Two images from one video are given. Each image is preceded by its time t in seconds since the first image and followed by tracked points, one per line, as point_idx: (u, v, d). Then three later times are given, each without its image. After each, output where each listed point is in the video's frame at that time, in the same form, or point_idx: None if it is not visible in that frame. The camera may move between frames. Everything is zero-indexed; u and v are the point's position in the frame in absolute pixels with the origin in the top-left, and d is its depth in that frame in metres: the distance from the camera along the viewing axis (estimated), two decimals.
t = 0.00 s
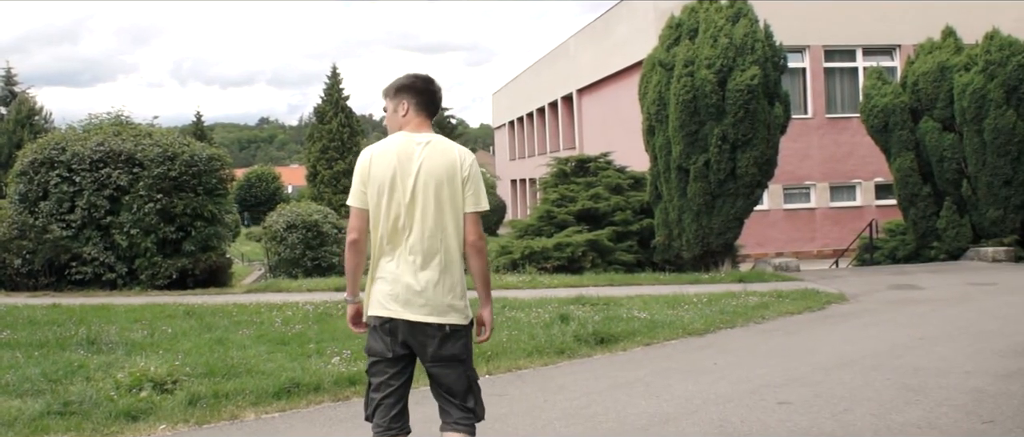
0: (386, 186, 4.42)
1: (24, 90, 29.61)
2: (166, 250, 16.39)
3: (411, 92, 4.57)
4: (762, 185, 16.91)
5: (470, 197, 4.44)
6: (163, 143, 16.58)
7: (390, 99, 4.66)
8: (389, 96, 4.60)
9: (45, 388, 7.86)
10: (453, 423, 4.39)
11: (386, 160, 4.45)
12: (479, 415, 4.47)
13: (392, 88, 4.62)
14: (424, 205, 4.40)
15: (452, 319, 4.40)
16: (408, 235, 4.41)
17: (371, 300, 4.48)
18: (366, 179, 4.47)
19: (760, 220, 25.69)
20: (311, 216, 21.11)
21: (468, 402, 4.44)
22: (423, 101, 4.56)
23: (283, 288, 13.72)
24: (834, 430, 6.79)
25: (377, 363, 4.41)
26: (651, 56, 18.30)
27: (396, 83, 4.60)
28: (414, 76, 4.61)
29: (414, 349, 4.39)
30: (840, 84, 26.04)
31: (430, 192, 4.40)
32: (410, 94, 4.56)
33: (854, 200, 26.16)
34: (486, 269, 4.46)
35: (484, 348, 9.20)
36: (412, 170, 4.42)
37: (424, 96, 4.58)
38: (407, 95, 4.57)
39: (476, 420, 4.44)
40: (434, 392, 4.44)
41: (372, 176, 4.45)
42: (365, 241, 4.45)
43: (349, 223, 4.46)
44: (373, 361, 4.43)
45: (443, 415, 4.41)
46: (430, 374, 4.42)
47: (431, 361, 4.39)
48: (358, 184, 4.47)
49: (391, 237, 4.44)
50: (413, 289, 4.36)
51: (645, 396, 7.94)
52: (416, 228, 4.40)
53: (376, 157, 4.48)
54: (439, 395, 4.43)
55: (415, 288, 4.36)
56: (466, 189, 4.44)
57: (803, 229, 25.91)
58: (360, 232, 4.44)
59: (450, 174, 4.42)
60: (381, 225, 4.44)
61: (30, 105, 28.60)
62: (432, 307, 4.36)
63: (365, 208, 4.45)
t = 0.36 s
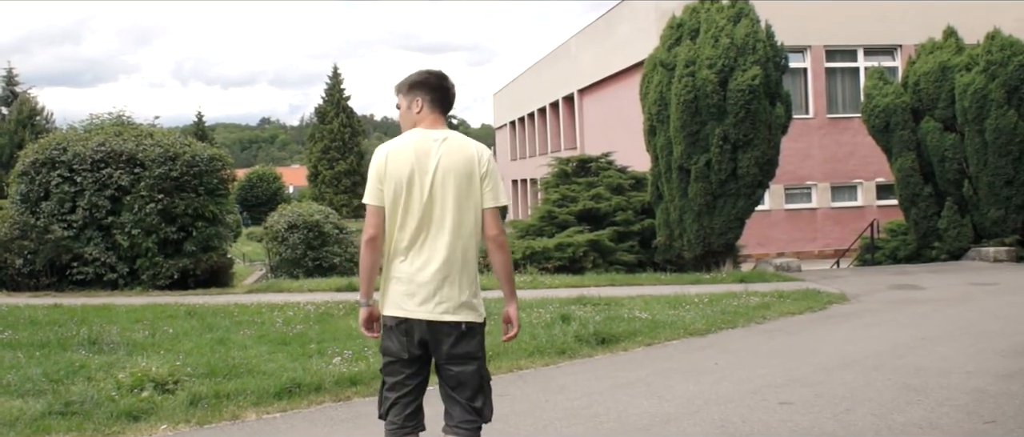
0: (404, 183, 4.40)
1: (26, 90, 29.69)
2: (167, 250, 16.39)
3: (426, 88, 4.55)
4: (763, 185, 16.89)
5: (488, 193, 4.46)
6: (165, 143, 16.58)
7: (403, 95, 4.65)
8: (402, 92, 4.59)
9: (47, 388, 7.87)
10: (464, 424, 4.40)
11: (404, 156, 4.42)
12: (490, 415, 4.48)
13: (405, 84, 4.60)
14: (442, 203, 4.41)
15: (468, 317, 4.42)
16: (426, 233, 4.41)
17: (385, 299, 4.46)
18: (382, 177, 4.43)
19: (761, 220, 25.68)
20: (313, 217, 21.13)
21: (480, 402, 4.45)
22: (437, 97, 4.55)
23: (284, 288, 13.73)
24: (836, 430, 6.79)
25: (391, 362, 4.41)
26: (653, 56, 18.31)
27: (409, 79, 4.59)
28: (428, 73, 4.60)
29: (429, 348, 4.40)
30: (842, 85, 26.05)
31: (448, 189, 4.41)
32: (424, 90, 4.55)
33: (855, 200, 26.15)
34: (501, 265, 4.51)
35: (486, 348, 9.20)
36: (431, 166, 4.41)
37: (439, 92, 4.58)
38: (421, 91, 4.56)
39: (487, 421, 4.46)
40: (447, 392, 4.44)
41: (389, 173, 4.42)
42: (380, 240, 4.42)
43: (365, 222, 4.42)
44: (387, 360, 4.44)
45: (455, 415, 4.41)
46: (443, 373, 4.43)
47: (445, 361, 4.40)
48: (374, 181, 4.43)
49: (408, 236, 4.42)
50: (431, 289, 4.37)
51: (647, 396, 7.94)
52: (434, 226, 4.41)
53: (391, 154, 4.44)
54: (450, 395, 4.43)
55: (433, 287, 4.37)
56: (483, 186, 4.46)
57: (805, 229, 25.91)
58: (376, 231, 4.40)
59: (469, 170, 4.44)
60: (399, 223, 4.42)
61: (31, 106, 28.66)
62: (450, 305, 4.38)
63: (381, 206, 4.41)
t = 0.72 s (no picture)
0: (417, 181, 4.40)
1: (27, 90, 29.71)
2: (168, 251, 16.39)
3: (433, 87, 4.55)
4: (764, 185, 16.87)
5: (500, 193, 4.52)
6: (165, 143, 16.59)
7: (408, 93, 4.63)
8: (408, 91, 4.56)
9: (47, 388, 7.88)
10: (468, 425, 4.40)
11: (417, 153, 4.42)
12: (494, 416, 4.49)
13: (411, 83, 4.59)
14: (456, 202, 4.43)
15: (480, 317, 4.44)
16: (437, 233, 4.42)
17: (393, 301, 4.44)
18: (394, 174, 4.41)
19: (762, 220, 25.69)
20: (313, 217, 21.15)
21: (484, 402, 4.45)
22: (445, 97, 4.55)
23: (284, 288, 13.74)
24: (836, 430, 6.79)
25: (400, 364, 4.39)
26: (653, 56, 18.32)
27: (415, 78, 4.57)
28: (433, 71, 4.59)
29: (437, 349, 4.39)
30: (842, 85, 26.04)
31: (463, 187, 4.45)
32: (431, 90, 4.55)
33: (855, 200, 26.14)
34: (511, 264, 4.56)
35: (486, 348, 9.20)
36: (444, 163, 4.43)
37: (445, 91, 4.58)
38: (428, 91, 4.56)
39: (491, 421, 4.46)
40: (452, 393, 4.43)
41: (401, 170, 4.41)
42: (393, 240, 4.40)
43: (377, 221, 4.39)
44: (395, 361, 4.42)
45: (458, 416, 4.41)
46: (450, 374, 4.42)
47: (454, 362, 4.40)
48: (387, 180, 4.41)
49: (421, 236, 4.42)
50: (444, 288, 4.39)
51: (647, 396, 7.94)
52: (446, 225, 4.42)
53: (405, 152, 4.42)
54: (454, 395, 4.42)
55: (446, 287, 4.38)
56: (494, 185, 4.52)
57: (806, 229, 25.91)
58: (387, 230, 4.38)
59: (482, 169, 4.49)
60: (410, 222, 4.41)
61: (31, 107, 28.69)
62: (464, 305, 4.40)
63: (392, 205, 4.40)
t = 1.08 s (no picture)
0: (425, 181, 4.40)
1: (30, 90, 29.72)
2: (171, 251, 16.41)
3: (427, 89, 4.55)
4: (766, 185, 16.87)
5: (500, 192, 4.60)
6: (168, 143, 16.61)
7: (399, 93, 4.60)
8: (402, 92, 4.54)
9: (51, 388, 7.89)
10: (469, 426, 4.41)
11: (423, 151, 4.42)
12: (490, 415, 4.53)
13: (403, 84, 4.56)
14: (463, 201, 4.46)
15: (483, 317, 4.48)
16: (444, 234, 4.42)
17: (397, 304, 4.38)
18: (401, 173, 4.39)
19: (764, 219, 25.66)
20: (316, 217, 21.13)
21: (480, 401, 4.49)
22: (439, 98, 4.57)
23: (287, 288, 13.74)
24: (839, 430, 6.79)
25: (401, 367, 4.36)
26: (656, 57, 18.36)
27: (410, 79, 4.55)
28: (426, 73, 4.59)
29: (439, 350, 4.39)
30: (845, 84, 26.04)
31: (469, 186, 4.48)
32: (426, 91, 4.55)
33: (858, 200, 26.12)
34: (508, 265, 4.63)
35: (489, 348, 9.19)
36: (450, 161, 4.46)
37: (437, 92, 4.60)
38: (422, 92, 4.56)
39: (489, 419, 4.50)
40: (449, 394, 4.43)
41: (408, 169, 4.39)
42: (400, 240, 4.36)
43: (385, 222, 4.34)
44: (394, 364, 4.38)
45: (459, 417, 4.41)
46: (450, 374, 4.43)
47: (455, 361, 4.41)
48: (393, 181, 4.37)
49: (429, 236, 4.41)
50: (453, 289, 4.39)
51: (650, 396, 7.93)
52: (451, 226, 4.43)
53: (412, 151, 4.41)
54: (453, 394, 4.42)
55: (455, 287, 4.39)
56: (495, 187, 4.58)
57: (809, 229, 25.88)
58: (394, 231, 4.34)
59: (485, 168, 4.54)
60: (417, 223, 4.39)
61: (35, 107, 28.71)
62: (470, 304, 4.43)
63: (399, 205, 4.37)
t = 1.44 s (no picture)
0: (422, 183, 4.37)
1: (51, 91, 29.89)
2: (191, 250, 16.49)
3: (409, 92, 4.52)
4: (787, 184, 16.78)
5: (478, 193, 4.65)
6: (188, 143, 16.68)
7: (378, 95, 4.53)
8: (383, 95, 4.48)
9: (73, 386, 7.93)
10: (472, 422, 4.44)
11: (419, 153, 4.39)
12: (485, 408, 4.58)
13: (385, 86, 4.50)
14: (454, 203, 4.47)
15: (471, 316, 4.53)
16: (439, 237, 4.41)
17: (393, 308, 4.33)
18: (400, 175, 4.32)
19: (784, 219, 25.56)
20: (335, 216, 21.19)
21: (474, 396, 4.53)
22: (420, 102, 4.55)
23: (306, 287, 13.76)
24: (860, 431, 6.75)
25: (398, 371, 4.32)
26: (674, 56, 18.35)
27: (391, 81, 4.50)
28: (406, 75, 4.55)
29: (434, 351, 4.41)
30: (865, 84, 25.93)
31: (457, 188, 4.49)
32: (408, 95, 4.52)
33: (877, 200, 26.00)
34: (485, 264, 4.71)
35: (508, 348, 9.18)
36: (443, 163, 4.46)
37: (416, 96, 4.57)
38: (405, 95, 4.52)
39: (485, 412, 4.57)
40: (444, 392, 4.45)
41: (406, 170, 4.34)
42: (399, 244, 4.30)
43: (385, 226, 4.26)
44: (390, 370, 4.33)
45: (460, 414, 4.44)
46: (443, 373, 4.45)
47: (450, 359, 4.44)
48: (391, 184, 4.29)
49: (426, 238, 4.38)
50: (448, 291, 4.41)
51: (669, 396, 7.90)
52: (445, 227, 4.43)
53: (408, 155, 4.36)
54: (450, 392, 4.45)
55: (449, 288, 4.41)
56: (477, 187, 4.63)
57: (828, 229, 25.77)
58: (395, 234, 4.28)
59: (468, 170, 4.57)
60: (415, 225, 4.35)
61: (55, 107, 28.90)
62: (461, 304, 4.47)
63: (399, 208, 4.31)
